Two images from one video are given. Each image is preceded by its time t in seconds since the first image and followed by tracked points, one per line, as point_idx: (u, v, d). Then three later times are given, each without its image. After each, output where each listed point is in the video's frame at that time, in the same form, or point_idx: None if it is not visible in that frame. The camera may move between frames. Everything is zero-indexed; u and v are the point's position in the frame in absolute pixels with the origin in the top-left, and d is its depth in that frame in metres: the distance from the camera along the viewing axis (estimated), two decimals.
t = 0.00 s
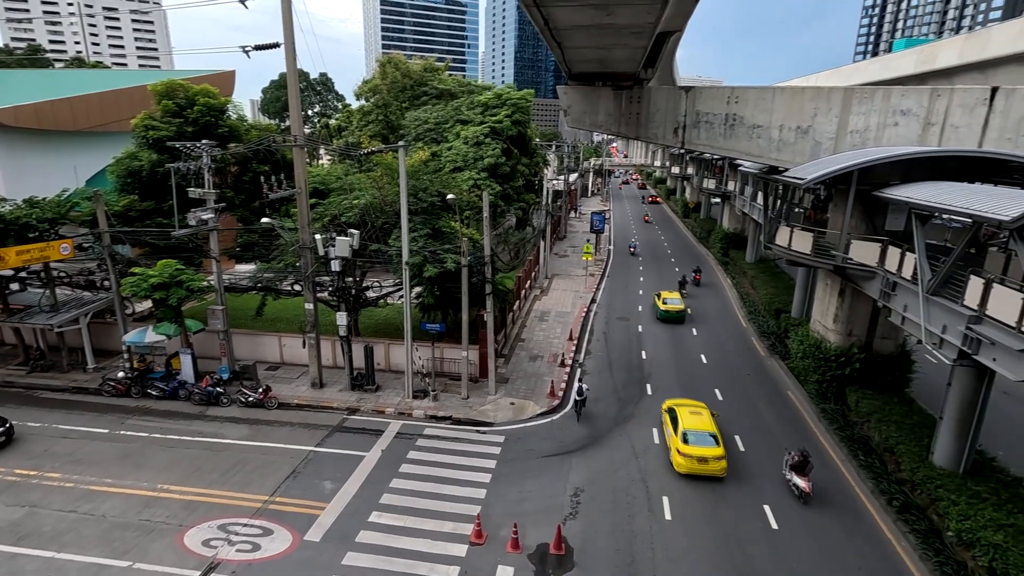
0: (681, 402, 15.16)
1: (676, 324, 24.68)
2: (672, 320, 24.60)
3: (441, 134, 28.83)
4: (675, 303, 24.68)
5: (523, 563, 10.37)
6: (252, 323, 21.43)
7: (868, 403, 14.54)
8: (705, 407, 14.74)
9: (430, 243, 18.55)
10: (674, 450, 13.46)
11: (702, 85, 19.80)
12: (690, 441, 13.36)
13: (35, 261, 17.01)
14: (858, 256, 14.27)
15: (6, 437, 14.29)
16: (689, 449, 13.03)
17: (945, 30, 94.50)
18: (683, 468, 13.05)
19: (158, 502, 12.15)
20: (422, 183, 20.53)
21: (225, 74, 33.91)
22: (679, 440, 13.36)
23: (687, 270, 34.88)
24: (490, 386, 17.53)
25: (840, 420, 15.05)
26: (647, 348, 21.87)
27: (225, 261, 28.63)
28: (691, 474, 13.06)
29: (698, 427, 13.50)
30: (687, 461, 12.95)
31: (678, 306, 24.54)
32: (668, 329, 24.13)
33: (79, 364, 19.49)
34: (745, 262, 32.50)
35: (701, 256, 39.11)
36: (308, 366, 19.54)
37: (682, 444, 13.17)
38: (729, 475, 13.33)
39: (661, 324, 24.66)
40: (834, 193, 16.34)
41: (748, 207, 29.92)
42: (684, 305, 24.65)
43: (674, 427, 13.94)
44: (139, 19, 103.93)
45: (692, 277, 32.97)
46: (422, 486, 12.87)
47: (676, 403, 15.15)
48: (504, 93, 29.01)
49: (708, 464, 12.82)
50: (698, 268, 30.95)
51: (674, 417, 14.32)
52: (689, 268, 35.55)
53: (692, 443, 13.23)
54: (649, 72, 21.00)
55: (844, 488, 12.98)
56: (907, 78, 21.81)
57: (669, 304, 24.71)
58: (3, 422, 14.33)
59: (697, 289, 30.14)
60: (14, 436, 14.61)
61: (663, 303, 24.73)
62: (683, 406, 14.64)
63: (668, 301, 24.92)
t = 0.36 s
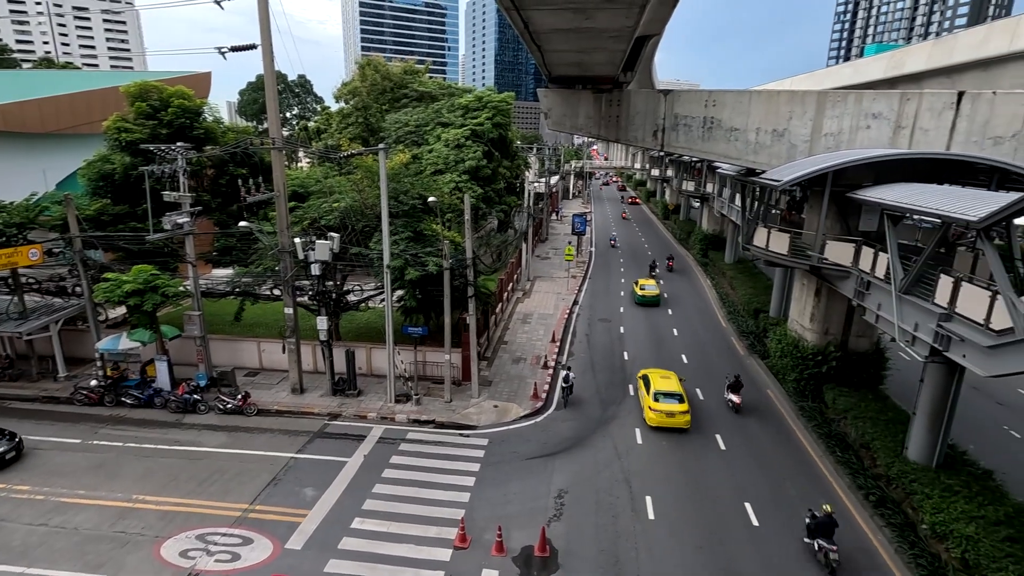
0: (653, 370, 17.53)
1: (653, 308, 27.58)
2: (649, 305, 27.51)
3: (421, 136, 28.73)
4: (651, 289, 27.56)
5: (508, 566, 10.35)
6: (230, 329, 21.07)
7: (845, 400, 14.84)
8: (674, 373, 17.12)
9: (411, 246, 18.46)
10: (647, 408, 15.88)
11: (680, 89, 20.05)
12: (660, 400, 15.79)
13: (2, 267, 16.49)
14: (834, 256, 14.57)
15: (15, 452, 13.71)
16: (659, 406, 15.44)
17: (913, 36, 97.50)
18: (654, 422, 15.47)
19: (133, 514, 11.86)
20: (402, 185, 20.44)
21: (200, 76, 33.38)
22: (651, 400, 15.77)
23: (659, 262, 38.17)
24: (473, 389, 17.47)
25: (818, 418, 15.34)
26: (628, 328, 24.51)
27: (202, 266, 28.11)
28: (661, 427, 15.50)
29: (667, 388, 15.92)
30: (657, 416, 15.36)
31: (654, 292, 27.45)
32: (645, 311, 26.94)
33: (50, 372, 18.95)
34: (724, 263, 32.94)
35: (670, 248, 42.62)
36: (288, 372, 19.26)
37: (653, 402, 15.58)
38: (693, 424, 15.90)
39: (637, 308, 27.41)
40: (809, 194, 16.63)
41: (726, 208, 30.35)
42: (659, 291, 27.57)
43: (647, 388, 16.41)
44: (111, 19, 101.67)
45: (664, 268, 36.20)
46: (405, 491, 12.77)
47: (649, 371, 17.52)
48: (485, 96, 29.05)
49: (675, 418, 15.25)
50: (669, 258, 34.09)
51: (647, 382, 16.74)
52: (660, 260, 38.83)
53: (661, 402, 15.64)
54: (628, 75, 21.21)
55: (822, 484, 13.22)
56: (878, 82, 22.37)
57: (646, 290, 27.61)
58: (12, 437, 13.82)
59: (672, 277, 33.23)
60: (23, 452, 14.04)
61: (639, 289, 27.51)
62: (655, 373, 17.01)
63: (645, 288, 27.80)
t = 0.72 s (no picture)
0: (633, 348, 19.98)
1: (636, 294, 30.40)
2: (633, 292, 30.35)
3: (408, 138, 28.65)
4: (634, 277, 30.39)
5: (498, 569, 10.32)
6: (215, 333, 20.80)
7: (830, 398, 15.03)
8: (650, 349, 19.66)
9: (399, 249, 18.42)
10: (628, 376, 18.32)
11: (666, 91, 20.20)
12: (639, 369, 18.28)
13: None
14: (818, 256, 14.76)
15: (38, 463, 13.38)
16: (638, 373, 17.93)
17: (893, 39, 99.61)
18: (634, 387, 17.92)
19: (117, 522, 11.65)
20: (390, 188, 20.40)
21: (184, 78, 33.02)
22: (631, 368, 18.27)
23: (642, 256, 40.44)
24: (462, 392, 17.43)
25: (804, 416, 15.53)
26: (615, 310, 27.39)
27: (186, 269, 27.75)
28: (640, 391, 17.98)
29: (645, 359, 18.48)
30: (637, 381, 17.84)
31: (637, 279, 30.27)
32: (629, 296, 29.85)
33: (30, 379, 18.58)
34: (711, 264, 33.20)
35: (650, 241, 45.98)
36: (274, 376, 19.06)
37: (634, 370, 18.05)
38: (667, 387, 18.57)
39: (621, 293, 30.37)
40: (793, 195, 16.82)
41: (713, 210, 30.59)
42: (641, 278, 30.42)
43: (628, 359, 18.97)
44: (92, 19, 100.16)
45: (646, 262, 38.42)
46: (394, 495, 12.69)
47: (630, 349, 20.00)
48: (472, 98, 29.06)
49: (652, 383, 17.72)
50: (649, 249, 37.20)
51: (628, 355, 19.26)
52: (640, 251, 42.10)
53: (640, 369, 18.14)
54: (614, 78, 21.33)
55: (809, 482, 13.34)
56: (859, 85, 22.72)
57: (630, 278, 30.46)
58: (34, 447, 13.50)
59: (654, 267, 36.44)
60: (45, 463, 13.70)
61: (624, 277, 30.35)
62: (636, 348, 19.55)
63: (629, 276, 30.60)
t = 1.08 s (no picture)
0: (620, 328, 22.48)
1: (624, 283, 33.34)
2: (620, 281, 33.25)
3: (399, 140, 28.61)
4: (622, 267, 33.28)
5: (491, 571, 10.31)
6: (205, 335, 20.60)
7: (820, 398, 15.17)
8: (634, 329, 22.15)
9: (391, 250, 18.38)
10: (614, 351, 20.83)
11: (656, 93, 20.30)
12: (624, 345, 20.77)
13: None
14: (808, 257, 14.86)
15: (68, 470, 13.15)
16: (624, 348, 20.42)
17: (880, 42, 101.05)
18: (619, 360, 20.41)
19: (104, 528, 11.51)
20: (381, 189, 20.33)
21: (172, 78, 32.77)
22: (617, 344, 20.76)
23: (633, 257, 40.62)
24: (454, 393, 17.40)
25: (794, 416, 15.69)
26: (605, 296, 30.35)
27: (175, 271, 27.53)
28: (624, 364, 20.46)
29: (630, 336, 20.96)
30: (622, 355, 20.34)
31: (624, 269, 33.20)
32: (618, 285, 32.75)
33: (16, 383, 18.33)
34: (701, 264, 33.40)
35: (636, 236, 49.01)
36: (265, 378, 18.93)
37: (619, 345, 20.56)
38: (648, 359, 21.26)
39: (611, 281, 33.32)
40: (782, 196, 16.92)
41: (703, 211, 30.78)
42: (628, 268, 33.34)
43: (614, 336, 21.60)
44: (79, 19, 99.06)
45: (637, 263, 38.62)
46: (386, 497, 12.64)
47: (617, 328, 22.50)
48: (463, 99, 29.03)
49: (634, 355, 20.21)
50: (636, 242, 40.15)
51: (615, 334, 21.74)
52: (627, 245, 45.18)
53: (626, 345, 20.62)
54: (605, 80, 21.40)
55: (799, 481, 13.43)
56: (847, 87, 22.95)
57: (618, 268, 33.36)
58: (62, 454, 13.27)
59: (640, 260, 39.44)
60: (75, 470, 13.48)
61: (613, 267, 33.20)
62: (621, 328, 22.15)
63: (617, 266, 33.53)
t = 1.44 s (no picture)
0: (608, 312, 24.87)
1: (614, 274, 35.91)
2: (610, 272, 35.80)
3: (392, 141, 28.57)
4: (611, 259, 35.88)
5: (485, 573, 10.29)
6: (195, 338, 20.43)
7: (811, 397, 15.28)
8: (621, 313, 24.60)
9: (384, 252, 18.34)
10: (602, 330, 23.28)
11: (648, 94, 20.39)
12: (612, 325, 23.22)
13: None
14: (798, 257, 14.96)
15: (98, 476, 12.98)
16: (611, 327, 22.91)
17: (868, 45, 102.30)
18: (606, 337, 22.86)
19: (94, 533, 11.38)
20: (373, 191, 20.27)
21: (162, 79, 32.56)
22: (606, 324, 23.22)
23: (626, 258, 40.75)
24: (447, 395, 17.37)
25: (786, 415, 15.79)
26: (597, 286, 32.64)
27: (166, 274, 27.31)
28: (610, 341, 22.93)
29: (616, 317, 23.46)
30: (609, 333, 22.82)
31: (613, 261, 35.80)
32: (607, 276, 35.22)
33: (3, 387, 18.10)
34: (693, 265, 33.54)
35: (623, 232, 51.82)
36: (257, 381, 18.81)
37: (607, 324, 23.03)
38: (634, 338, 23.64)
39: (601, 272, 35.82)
40: (773, 197, 17.04)
41: (695, 212, 30.91)
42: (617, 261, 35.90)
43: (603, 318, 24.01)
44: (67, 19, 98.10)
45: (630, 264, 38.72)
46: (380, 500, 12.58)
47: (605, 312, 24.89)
48: (455, 101, 29.00)
49: (619, 334, 22.67)
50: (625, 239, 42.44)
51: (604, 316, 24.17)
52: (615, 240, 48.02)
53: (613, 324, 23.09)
54: (597, 81, 21.47)
55: (792, 481, 13.50)
56: (836, 89, 23.15)
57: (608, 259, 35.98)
58: (90, 461, 13.09)
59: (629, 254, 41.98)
60: (104, 476, 13.31)
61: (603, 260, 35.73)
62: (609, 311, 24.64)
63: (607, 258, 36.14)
